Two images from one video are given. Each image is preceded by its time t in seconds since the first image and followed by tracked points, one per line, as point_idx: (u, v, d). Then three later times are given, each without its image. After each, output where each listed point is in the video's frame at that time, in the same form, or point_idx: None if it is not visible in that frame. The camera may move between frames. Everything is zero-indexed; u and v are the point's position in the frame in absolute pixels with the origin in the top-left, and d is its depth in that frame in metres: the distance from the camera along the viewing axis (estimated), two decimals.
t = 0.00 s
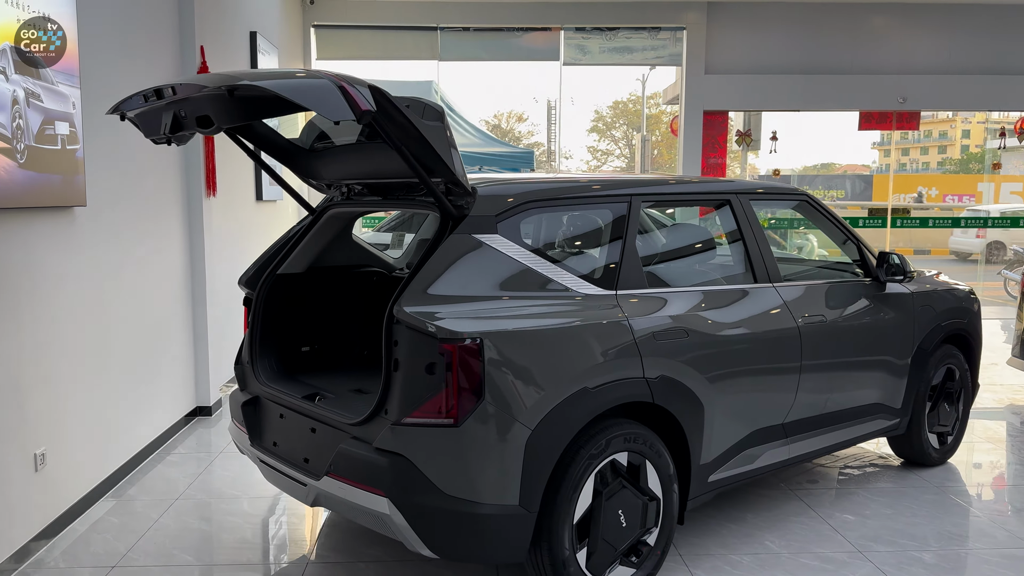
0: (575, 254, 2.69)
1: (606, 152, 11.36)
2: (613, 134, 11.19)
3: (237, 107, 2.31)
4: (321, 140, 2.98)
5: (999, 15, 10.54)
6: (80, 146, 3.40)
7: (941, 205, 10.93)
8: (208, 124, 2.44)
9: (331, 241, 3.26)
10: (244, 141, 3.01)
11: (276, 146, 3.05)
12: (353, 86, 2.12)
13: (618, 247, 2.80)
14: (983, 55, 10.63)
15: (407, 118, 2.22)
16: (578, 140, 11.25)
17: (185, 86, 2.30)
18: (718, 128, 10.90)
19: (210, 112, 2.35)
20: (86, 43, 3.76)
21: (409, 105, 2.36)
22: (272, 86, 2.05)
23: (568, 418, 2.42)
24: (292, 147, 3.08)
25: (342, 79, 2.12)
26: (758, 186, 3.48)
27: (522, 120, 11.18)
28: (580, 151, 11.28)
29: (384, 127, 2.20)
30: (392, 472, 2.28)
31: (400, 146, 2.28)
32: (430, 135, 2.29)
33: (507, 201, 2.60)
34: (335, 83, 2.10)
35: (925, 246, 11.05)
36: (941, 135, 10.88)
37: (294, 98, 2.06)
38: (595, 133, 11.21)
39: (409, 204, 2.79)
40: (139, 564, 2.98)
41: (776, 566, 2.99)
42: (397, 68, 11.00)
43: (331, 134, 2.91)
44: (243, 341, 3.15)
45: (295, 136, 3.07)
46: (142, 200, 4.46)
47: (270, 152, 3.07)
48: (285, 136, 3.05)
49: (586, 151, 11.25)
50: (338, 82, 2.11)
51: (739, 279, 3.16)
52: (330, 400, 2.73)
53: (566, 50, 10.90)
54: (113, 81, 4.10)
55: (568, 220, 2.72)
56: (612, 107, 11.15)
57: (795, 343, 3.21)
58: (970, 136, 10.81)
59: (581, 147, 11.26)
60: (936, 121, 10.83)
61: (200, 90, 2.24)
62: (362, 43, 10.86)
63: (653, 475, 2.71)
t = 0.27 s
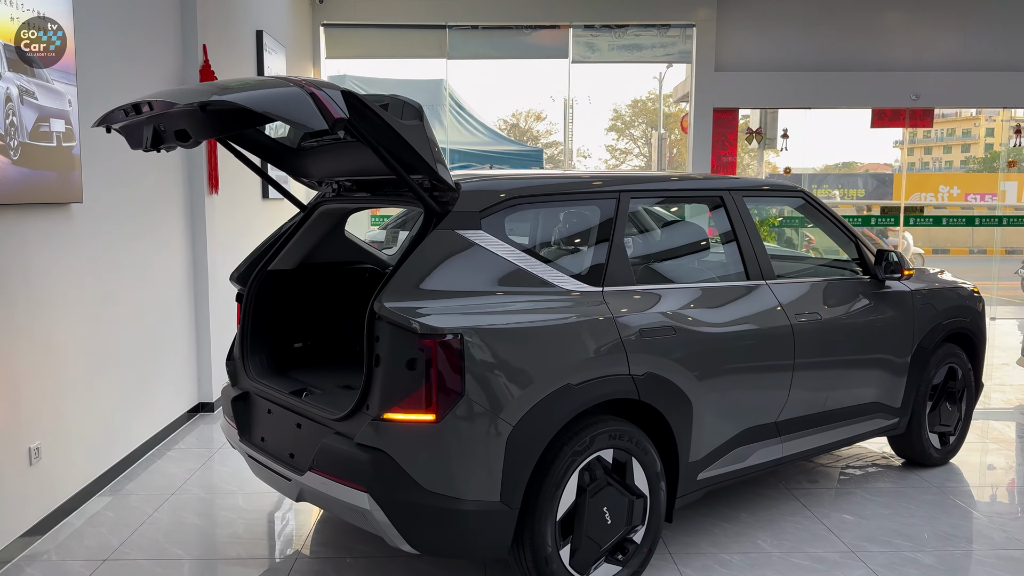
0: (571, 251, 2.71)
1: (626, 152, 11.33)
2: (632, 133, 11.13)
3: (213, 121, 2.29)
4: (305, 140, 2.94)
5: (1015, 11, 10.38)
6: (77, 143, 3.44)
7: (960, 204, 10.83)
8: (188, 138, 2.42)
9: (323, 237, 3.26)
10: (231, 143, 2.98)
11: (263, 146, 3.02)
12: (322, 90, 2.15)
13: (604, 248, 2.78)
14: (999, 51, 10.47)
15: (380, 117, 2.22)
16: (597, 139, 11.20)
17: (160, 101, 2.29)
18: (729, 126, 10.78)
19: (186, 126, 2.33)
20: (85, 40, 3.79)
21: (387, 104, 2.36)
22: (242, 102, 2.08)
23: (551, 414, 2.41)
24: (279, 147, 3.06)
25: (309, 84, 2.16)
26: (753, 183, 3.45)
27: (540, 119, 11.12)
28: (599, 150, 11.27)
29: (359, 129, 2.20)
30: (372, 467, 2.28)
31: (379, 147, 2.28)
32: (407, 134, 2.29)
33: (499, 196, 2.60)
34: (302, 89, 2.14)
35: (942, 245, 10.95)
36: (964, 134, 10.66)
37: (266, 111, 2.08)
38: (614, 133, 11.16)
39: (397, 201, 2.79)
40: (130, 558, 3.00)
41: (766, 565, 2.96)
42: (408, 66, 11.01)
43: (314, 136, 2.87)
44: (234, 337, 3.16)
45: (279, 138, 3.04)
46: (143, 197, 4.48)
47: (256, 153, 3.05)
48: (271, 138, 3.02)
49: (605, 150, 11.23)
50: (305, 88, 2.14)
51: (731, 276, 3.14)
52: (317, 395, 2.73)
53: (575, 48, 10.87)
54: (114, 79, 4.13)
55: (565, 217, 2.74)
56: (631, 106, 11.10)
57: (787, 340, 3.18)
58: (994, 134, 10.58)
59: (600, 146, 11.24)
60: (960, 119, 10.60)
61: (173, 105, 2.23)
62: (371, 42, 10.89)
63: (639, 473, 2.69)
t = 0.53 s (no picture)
0: (569, 249, 2.70)
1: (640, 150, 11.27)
2: (648, 131, 11.06)
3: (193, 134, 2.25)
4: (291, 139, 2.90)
5: None
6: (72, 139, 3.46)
7: (978, 203, 10.51)
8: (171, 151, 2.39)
9: (315, 233, 3.23)
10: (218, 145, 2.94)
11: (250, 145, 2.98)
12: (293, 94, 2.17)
13: (593, 249, 2.75)
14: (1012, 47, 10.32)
15: (355, 116, 2.22)
16: (613, 137, 11.16)
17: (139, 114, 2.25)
18: (738, 124, 10.60)
19: (166, 141, 2.29)
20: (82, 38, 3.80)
21: (369, 103, 2.34)
22: (215, 115, 2.08)
23: (536, 412, 2.39)
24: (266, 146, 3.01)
25: (282, 90, 2.18)
26: (750, 178, 3.42)
27: (555, 118, 11.15)
28: (615, 148, 11.19)
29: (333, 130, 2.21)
30: (355, 464, 2.27)
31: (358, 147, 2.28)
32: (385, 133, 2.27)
33: (492, 192, 2.59)
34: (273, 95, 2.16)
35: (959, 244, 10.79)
36: (984, 133, 10.42)
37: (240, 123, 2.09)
38: (630, 132, 11.12)
39: (385, 196, 2.76)
40: (121, 554, 3.00)
41: (759, 566, 2.92)
42: (414, 65, 11.01)
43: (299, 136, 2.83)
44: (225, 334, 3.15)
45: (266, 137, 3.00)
46: (142, 194, 4.49)
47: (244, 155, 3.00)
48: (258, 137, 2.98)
49: (621, 149, 11.08)
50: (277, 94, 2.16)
51: (723, 273, 3.10)
52: (305, 392, 2.72)
53: (582, 45, 10.82)
54: (111, 76, 4.14)
55: (562, 214, 2.74)
56: (648, 105, 11.02)
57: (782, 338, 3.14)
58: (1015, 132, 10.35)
59: (616, 144, 11.17)
60: (980, 118, 10.39)
61: (149, 121, 2.19)
62: (378, 41, 10.90)
63: (627, 472, 2.66)
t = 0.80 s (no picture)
0: (557, 248, 2.67)
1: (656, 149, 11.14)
2: (661, 131, 10.90)
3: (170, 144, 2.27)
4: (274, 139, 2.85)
5: None
6: (61, 138, 3.46)
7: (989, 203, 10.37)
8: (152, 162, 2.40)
9: (303, 232, 3.19)
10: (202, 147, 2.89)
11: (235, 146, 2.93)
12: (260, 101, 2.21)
13: (579, 252, 2.70)
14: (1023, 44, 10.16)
15: (334, 120, 2.18)
16: (624, 136, 11.01)
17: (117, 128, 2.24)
18: (744, 122, 10.54)
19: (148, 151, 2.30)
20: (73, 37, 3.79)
21: (346, 103, 2.32)
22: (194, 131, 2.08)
23: (518, 413, 2.35)
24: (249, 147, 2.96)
25: (249, 98, 2.21)
26: (745, 176, 3.37)
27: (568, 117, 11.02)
28: (627, 147, 11.05)
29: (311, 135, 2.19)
30: (333, 465, 2.24)
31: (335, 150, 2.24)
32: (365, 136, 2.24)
33: (482, 189, 2.57)
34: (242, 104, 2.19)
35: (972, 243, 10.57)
36: (1000, 131, 10.31)
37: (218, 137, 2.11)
38: (642, 130, 10.95)
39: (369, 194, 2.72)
40: (107, 553, 2.99)
41: (749, 569, 2.88)
42: (419, 63, 10.99)
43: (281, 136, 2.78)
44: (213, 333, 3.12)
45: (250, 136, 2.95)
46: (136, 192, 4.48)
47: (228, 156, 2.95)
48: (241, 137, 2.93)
49: (633, 147, 11.00)
50: (245, 102, 2.20)
51: (714, 272, 3.06)
52: (288, 392, 2.69)
53: (586, 43, 10.74)
54: (102, 75, 4.13)
55: (556, 213, 2.72)
56: (660, 104, 10.85)
57: (773, 338, 3.09)
58: None
59: (629, 144, 11.01)
60: (995, 117, 10.29)
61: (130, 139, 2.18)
62: (383, 40, 10.90)
63: (613, 473, 2.62)
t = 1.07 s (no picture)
0: (540, 245, 2.64)
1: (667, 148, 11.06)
2: (671, 130, 10.79)
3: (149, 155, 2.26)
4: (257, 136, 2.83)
5: None
6: (49, 135, 3.47)
7: (1006, 202, 10.26)
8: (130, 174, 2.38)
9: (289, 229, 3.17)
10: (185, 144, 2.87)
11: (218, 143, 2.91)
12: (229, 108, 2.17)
13: (561, 253, 2.66)
14: None
15: (302, 120, 2.21)
16: (635, 137, 10.88)
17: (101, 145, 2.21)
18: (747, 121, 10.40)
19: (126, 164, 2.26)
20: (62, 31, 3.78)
21: (321, 102, 2.35)
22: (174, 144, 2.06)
23: (498, 411, 2.33)
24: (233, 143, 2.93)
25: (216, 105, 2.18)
26: (736, 172, 3.33)
27: (577, 116, 10.96)
28: (637, 147, 10.91)
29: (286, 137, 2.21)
30: (309, 463, 2.22)
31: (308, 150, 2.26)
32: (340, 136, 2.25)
33: (472, 185, 2.56)
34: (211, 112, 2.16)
35: (982, 242, 10.37)
36: (1014, 130, 10.23)
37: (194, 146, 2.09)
38: (653, 130, 10.82)
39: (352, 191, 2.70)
40: (90, 550, 2.98)
41: (736, 570, 2.84)
42: (422, 62, 10.97)
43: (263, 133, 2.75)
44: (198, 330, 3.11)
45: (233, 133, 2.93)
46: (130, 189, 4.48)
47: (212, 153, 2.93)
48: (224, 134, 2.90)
49: (643, 147, 10.90)
50: (215, 110, 2.16)
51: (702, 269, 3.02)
52: (270, 389, 2.67)
53: (588, 41, 10.70)
54: (92, 70, 4.12)
55: (540, 209, 2.69)
56: (670, 103, 10.75)
57: (763, 336, 3.06)
58: None
59: (638, 143, 10.92)
60: (1008, 116, 10.21)
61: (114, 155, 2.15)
62: (385, 38, 10.89)
63: (597, 472, 2.59)
